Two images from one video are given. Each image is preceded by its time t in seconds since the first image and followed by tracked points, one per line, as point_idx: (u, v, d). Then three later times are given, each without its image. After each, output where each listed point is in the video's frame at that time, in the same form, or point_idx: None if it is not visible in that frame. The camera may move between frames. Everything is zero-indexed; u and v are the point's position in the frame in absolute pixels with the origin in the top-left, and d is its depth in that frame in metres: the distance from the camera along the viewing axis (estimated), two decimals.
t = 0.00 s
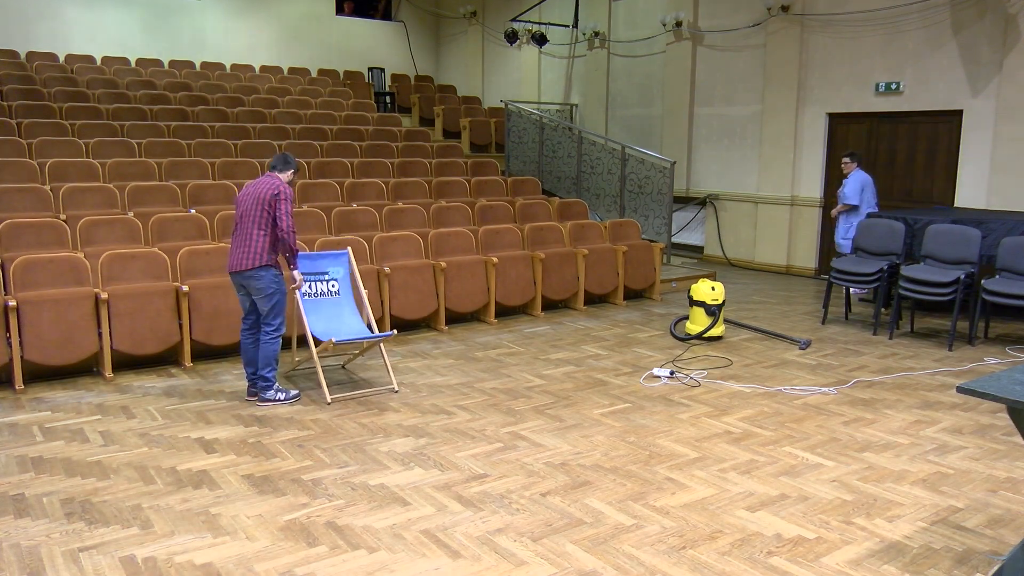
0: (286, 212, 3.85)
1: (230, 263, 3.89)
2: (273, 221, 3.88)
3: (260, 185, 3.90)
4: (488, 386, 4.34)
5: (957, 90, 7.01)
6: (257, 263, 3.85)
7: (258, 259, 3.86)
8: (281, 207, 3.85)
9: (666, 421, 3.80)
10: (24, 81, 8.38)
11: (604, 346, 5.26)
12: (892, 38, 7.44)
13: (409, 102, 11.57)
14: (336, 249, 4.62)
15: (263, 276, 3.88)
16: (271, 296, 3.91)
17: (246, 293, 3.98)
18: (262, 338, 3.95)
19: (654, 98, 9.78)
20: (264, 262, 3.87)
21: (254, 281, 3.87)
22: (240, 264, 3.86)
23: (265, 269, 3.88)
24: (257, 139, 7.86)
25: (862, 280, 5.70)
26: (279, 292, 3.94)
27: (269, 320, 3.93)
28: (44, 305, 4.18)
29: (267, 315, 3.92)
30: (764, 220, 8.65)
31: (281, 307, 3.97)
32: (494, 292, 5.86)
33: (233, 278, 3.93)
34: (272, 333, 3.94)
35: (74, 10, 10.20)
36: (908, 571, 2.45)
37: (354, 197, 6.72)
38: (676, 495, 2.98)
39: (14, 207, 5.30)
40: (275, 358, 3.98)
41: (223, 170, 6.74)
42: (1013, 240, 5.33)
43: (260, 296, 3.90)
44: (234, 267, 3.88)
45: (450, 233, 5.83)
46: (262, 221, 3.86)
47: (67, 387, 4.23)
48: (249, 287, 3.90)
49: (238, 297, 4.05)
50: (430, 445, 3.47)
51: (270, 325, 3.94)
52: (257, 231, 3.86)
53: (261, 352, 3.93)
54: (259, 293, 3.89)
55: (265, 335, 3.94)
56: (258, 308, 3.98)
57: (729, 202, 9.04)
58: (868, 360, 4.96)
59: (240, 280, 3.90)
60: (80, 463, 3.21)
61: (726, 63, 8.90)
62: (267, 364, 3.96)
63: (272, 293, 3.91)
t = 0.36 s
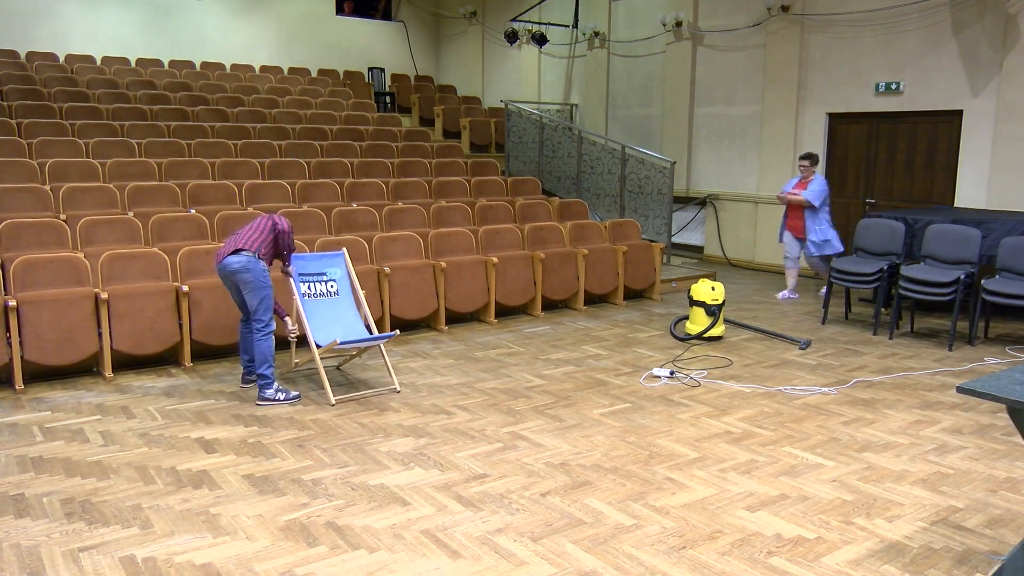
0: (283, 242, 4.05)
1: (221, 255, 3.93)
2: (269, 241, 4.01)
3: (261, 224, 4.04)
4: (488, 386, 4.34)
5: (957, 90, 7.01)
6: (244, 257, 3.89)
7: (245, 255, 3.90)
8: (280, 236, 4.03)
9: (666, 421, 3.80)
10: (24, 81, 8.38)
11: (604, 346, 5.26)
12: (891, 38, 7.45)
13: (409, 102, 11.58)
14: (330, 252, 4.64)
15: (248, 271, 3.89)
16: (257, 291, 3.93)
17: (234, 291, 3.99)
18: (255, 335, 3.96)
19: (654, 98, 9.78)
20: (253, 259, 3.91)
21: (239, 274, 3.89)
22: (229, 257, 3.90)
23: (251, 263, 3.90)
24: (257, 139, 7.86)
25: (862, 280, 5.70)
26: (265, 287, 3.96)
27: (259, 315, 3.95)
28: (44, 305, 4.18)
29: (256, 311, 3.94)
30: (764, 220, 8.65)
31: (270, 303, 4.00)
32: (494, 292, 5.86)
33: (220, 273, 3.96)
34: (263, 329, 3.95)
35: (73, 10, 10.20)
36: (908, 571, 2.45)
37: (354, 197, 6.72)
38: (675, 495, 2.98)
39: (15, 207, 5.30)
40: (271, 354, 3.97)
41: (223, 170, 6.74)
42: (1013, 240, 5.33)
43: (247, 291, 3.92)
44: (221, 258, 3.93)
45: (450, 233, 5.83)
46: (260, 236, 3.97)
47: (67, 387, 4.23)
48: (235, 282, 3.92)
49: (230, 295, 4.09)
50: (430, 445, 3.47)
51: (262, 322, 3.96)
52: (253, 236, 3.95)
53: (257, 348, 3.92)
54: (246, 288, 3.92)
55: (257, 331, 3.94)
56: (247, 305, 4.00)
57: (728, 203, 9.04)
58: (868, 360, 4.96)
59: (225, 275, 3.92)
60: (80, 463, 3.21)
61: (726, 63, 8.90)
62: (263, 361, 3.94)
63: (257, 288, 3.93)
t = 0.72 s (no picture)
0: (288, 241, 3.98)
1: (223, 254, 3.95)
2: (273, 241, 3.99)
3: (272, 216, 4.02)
4: (488, 386, 4.34)
5: (957, 90, 7.01)
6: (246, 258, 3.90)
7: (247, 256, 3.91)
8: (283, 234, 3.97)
9: (666, 421, 3.80)
10: (24, 81, 8.38)
11: (604, 346, 5.26)
12: (891, 38, 7.45)
13: (409, 102, 11.58)
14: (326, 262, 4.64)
15: (252, 271, 3.90)
16: (261, 291, 3.94)
17: (238, 290, 4.01)
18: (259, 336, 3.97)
19: (654, 98, 9.78)
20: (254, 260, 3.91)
21: (243, 275, 3.90)
22: (229, 258, 3.91)
23: (254, 263, 3.90)
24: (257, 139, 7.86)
25: (862, 280, 5.70)
26: (270, 288, 3.97)
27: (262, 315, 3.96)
28: (44, 305, 4.18)
29: (259, 311, 3.95)
30: (764, 220, 8.65)
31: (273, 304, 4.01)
32: (494, 292, 5.86)
33: (223, 272, 3.96)
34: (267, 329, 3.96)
35: (73, 10, 10.20)
36: (908, 571, 2.45)
37: (353, 197, 6.72)
38: (675, 495, 2.98)
39: (15, 207, 5.30)
40: (273, 355, 3.97)
41: (223, 170, 6.74)
42: (1013, 240, 5.33)
43: (251, 290, 3.93)
44: (224, 259, 3.94)
45: (450, 233, 5.83)
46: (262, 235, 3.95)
47: (67, 387, 4.23)
48: (238, 282, 3.94)
49: (232, 295, 4.09)
50: (430, 445, 3.47)
51: (265, 322, 3.97)
52: (251, 236, 3.93)
53: (260, 348, 3.93)
54: (250, 287, 3.92)
55: (261, 331, 3.95)
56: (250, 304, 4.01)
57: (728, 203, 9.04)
58: (868, 360, 4.96)
59: (229, 274, 3.93)
60: (80, 463, 3.21)
61: (726, 63, 8.90)
62: (265, 361, 3.94)
63: (262, 288, 3.94)
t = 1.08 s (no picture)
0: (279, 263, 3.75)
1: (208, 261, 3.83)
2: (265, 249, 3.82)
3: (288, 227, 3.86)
4: (488, 386, 4.34)
5: (957, 91, 7.00)
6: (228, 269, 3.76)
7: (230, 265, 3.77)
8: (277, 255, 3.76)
9: (666, 421, 3.80)
10: (24, 81, 8.38)
11: (604, 346, 5.26)
12: (892, 38, 7.44)
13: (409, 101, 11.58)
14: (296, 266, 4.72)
15: (237, 283, 3.78)
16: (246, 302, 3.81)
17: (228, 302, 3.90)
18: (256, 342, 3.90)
19: (654, 98, 9.78)
20: (235, 270, 3.76)
21: (223, 289, 3.78)
22: (214, 265, 3.79)
23: (235, 275, 3.77)
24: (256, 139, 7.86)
25: (862, 280, 5.70)
26: (257, 295, 3.82)
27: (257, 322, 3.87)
28: (44, 305, 4.18)
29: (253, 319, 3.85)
30: (764, 220, 8.65)
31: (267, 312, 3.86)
32: (494, 292, 5.86)
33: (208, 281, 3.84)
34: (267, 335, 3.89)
35: (73, 10, 10.20)
36: (908, 571, 2.45)
37: (354, 197, 6.72)
38: (675, 495, 2.98)
39: (16, 207, 5.30)
40: (272, 360, 3.93)
41: (223, 170, 6.74)
42: (1014, 240, 5.33)
43: (239, 300, 3.80)
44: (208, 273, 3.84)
45: (451, 233, 5.83)
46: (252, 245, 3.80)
47: (67, 387, 4.23)
48: (223, 296, 3.83)
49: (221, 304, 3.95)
50: (430, 445, 3.47)
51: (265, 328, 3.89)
52: (235, 242, 3.81)
53: (259, 353, 3.88)
54: (237, 298, 3.79)
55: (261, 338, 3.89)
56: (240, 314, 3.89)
57: (728, 202, 9.05)
58: (868, 360, 4.96)
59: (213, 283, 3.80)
60: (80, 463, 3.21)
61: (725, 63, 8.90)
62: (263, 368, 3.89)
63: (249, 299, 3.81)
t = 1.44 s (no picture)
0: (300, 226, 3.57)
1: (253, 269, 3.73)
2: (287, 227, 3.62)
3: (278, 183, 3.64)
4: (488, 386, 4.34)
5: (957, 91, 7.00)
6: (272, 270, 3.63)
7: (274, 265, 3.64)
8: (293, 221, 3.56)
9: (666, 421, 3.80)
10: (24, 81, 8.38)
11: (604, 346, 5.26)
12: (892, 38, 7.44)
13: (409, 102, 11.58)
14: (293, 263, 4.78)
15: (282, 282, 3.65)
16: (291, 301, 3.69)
17: (265, 303, 3.76)
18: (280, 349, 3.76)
19: (654, 98, 9.78)
20: (281, 267, 3.63)
21: (271, 289, 3.66)
22: (255, 270, 3.68)
23: (281, 274, 3.64)
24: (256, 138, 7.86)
25: (862, 280, 5.70)
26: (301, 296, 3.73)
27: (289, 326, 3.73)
28: (44, 305, 4.18)
29: (283, 324, 3.71)
30: (764, 219, 8.65)
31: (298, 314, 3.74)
32: (494, 292, 5.86)
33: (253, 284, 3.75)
34: (292, 342, 3.76)
35: (73, 10, 10.20)
36: (908, 571, 2.45)
37: (354, 197, 6.72)
38: (675, 495, 2.98)
39: (16, 207, 5.30)
40: (296, 368, 3.80)
41: (223, 170, 6.74)
42: (1013, 240, 5.33)
43: (279, 302, 3.68)
44: (253, 272, 3.68)
45: (450, 233, 5.83)
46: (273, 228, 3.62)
47: (67, 387, 4.23)
48: (268, 295, 3.70)
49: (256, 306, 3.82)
50: (430, 445, 3.47)
51: (288, 334, 3.74)
52: (273, 239, 3.62)
53: (281, 362, 3.74)
54: (278, 300, 3.67)
55: (281, 346, 3.75)
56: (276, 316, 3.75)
57: (728, 202, 9.05)
58: (868, 360, 4.96)
59: (257, 285, 3.69)
60: (80, 463, 3.21)
61: (725, 63, 8.90)
62: (288, 376, 3.77)
63: (291, 300, 3.69)
